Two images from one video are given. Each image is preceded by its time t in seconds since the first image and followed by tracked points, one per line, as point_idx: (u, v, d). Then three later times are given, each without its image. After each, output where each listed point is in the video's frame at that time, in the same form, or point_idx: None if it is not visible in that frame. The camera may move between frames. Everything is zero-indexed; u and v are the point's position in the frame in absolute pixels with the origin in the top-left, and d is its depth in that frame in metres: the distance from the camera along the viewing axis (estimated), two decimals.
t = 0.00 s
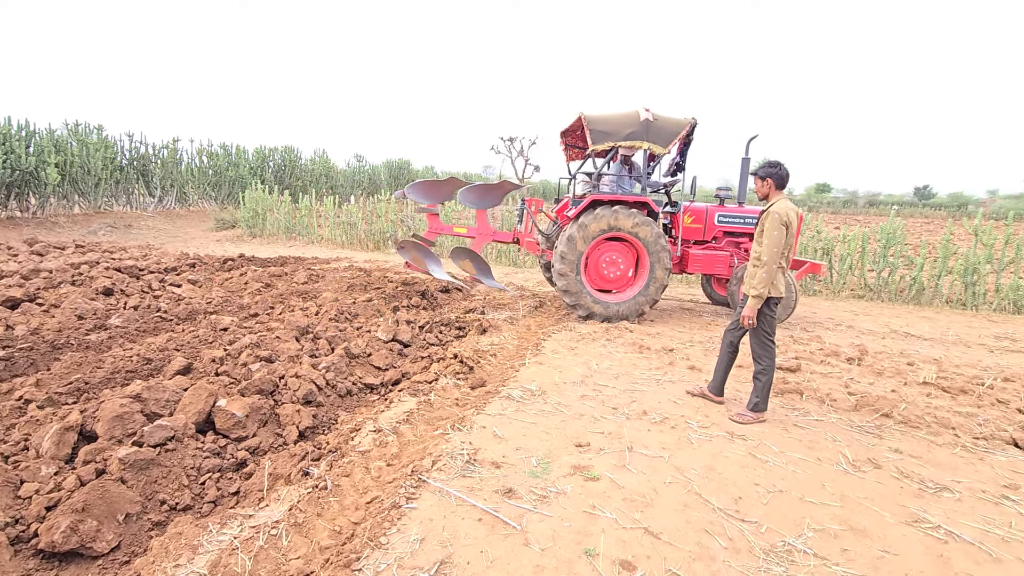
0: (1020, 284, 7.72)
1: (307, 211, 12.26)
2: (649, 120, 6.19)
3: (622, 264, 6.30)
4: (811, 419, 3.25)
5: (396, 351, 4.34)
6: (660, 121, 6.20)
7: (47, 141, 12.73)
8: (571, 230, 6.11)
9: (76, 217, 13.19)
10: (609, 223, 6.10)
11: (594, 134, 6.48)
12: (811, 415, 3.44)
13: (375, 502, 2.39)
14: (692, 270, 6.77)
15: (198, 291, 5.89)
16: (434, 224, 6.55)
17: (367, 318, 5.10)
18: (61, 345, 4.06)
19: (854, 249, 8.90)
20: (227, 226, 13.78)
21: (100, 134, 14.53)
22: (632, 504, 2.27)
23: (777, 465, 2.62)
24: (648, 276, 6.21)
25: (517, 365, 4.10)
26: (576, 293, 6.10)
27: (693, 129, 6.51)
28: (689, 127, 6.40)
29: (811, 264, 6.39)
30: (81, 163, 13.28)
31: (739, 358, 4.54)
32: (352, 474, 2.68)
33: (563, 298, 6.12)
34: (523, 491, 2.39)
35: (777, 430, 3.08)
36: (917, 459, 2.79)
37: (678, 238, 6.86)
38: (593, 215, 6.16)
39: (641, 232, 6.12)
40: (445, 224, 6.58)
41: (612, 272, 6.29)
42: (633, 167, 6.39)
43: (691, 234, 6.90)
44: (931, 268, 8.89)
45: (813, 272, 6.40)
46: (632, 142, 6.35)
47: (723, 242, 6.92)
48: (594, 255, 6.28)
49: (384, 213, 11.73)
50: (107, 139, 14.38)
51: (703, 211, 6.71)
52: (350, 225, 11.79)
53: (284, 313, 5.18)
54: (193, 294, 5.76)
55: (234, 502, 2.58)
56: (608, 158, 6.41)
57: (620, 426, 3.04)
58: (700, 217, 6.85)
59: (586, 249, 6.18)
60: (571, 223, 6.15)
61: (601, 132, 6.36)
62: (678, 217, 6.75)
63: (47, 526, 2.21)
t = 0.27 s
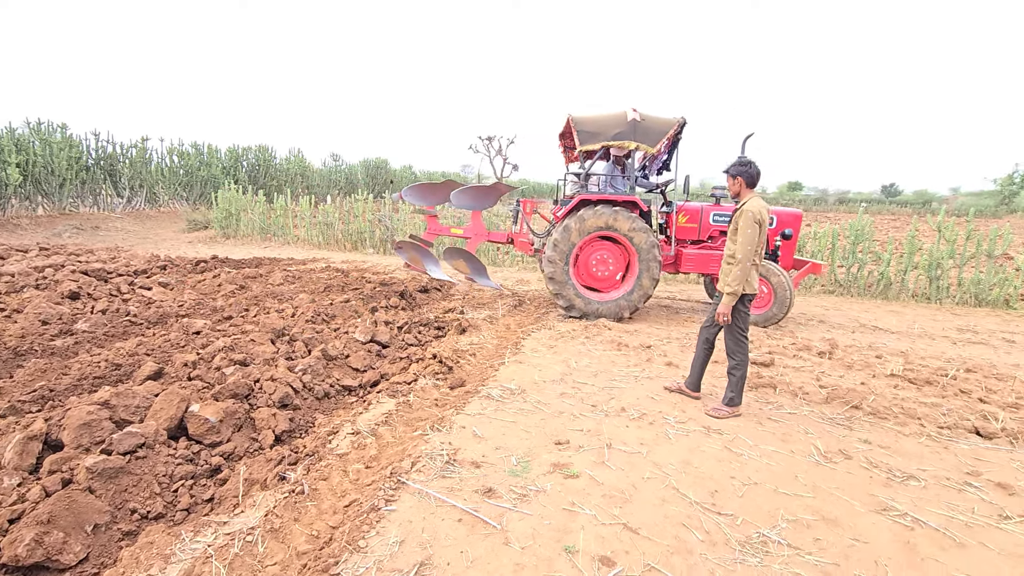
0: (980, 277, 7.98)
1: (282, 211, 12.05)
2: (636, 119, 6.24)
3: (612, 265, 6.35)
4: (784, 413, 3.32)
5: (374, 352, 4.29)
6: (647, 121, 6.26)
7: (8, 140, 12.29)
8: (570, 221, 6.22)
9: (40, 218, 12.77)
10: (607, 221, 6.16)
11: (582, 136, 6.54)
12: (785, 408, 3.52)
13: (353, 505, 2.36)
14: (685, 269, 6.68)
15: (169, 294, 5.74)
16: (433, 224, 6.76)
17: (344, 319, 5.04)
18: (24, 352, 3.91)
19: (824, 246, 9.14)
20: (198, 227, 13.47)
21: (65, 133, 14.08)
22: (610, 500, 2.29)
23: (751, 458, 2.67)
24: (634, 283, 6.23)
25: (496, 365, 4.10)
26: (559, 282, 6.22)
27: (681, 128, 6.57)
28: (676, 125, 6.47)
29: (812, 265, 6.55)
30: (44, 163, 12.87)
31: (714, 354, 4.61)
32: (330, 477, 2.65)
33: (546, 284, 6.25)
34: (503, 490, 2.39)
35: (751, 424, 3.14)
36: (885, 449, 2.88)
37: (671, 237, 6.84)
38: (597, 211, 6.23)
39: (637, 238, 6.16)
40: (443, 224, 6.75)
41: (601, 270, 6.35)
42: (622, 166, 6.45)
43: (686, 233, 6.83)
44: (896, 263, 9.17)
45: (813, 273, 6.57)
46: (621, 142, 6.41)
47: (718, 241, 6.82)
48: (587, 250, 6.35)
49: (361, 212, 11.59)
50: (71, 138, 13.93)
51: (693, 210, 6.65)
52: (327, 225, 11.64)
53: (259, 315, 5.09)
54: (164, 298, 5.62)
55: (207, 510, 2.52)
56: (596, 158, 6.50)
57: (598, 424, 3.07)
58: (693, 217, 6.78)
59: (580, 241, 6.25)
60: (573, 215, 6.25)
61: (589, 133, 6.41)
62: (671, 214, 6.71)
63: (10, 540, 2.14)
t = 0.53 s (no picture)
0: (941, 272, 8.26)
1: (255, 211, 11.81)
2: (622, 119, 6.31)
3: (599, 266, 6.37)
4: (757, 406, 3.39)
5: (351, 354, 4.24)
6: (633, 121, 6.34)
7: None
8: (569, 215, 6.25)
9: None
10: (603, 222, 6.16)
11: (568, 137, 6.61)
12: (757, 402, 3.59)
13: (330, 509, 2.33)
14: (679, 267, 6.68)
15: (137, 297, 5.58)
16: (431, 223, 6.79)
17: (320, 321, 4.97)
18: None
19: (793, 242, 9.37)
20: (167, 228, 13.13)
21: (24, 132, 13.58)
22: (588, 496, 2.31)
23: (725, 451, 2.73)
24: (614, 291, 6.26)
25: (474, 364, 4.09)
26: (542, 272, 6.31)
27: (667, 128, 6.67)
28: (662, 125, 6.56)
29: (809, 265, 6.73)
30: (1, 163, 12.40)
31: (689, 350, 4.68)
32: (305, 482, 2.61)
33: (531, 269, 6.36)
34: (482, 490, 2.38)
35: (725, 418, 3.20)
36: (853, 439, 2.97)
37: (665, 236, 6.87)
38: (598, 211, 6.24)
39: (629, 246, 6.17)
40: (441, 224, 6.81)
41: (587, 268, 6.39)
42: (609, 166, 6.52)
43: (678, 233, 6.88)
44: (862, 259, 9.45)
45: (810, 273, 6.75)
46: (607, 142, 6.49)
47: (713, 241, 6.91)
48: (579, 247, 6.38)
49: (336, 212, 11.42)
50: (31, 138, 13.43)
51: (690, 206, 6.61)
52: (301, 225, 11.47)
53: (232, 318, 4.98)
54: (132, 301, 5.46)
55: (179, 518, 2.46)
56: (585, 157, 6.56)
57: (577, 421, 3.09)
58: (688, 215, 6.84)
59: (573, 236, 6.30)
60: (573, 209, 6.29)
61: (575, 134, 6.48)
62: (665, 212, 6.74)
63: None
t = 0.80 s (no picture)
0: (904, 267, 8.53)
1: (226, 212, 11.56)
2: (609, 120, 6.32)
3: (586, 268, 6.41)
4: (730, 401, 3.46)
5: (326, 356, 4.19)
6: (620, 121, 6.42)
7: None
8: (570, 211, 6.29)
9: None
10: (600, 225, 6.18)
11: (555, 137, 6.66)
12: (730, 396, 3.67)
13: (305, 514, 2.30)
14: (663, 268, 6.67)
15: (102, 302, 5.42)
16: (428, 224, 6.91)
17: (294, 324, 4.89)
18: None
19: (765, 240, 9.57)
20: (134, 230, 12.76)
21: None
22: (566, 494, 2.33)
23: (699, 446, 2.78)
24: (592, 297, 6.30)
25: (452, 364, 4.08)
26: (529, 260, 6.42)
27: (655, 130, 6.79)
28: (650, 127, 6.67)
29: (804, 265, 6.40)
30: None
31: (664, 347, 4.75)
32: (280, 487, 2.57)
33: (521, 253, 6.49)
34: (460, 490, 2.38)
35: (700, 412, 3.26)
36: (822, 430, 3.05)
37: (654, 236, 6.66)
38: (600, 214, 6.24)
39: (619, 255, 6.16)
40: (437, 225, 6.92)
41: (574, 264, 6.44)
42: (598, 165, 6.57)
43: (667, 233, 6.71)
44: (830, 256, 9.71)
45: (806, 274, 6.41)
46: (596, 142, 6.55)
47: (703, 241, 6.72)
48: (571, 243, 6.43)
49: (310, 213, 11.25)
50: None
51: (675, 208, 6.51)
52: (274, 226, 11.27)
53: (203, 322, 4.87)
54: (96, 306, 5.29)
55: (148, 528, 2.40)
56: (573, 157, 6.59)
57: (554, 419, 3.11)
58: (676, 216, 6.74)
59: (568, 232, 6.35)
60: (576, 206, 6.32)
61: (563, 134, 6.52)
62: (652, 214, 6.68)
63: None
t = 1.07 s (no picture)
0: (871, 264, 8.78)
1: (197, 214, 11.31)
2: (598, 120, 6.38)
3: (574, 270, 6.43)
4: (704, 396, 3.52)
5: (302, 359, 4.14)
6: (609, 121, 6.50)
7: None
8: (572, 211, 6.27)
9: None
10: (595, 230, 6.15)
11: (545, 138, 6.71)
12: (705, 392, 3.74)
13: (280, 520, 2.27)
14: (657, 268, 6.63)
15: (67, 307, 5.25)
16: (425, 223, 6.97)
17: (269, 327, 4.80)
18: None
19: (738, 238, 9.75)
20: (100, 233, 12.39)
21: None
22: (544, 492, 2.35)
23: (675, 441, 2.82)
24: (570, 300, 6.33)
25: (430, 365, 4.07)
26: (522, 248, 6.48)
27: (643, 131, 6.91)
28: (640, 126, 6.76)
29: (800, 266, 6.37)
30: None
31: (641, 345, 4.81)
32: (254, 493, 2.53)
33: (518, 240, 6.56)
34: (438, 491, 2.38)
35: (676, 408, 3.31)
36: (792, 423, 3.13)
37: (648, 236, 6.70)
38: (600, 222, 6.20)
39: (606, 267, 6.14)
40: (434, 225, 6.95)
41: (563, 262, 6.48)
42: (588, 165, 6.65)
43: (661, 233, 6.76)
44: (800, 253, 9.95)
45: (799, 274, 6.52)
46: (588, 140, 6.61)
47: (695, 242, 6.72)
48: (566, 242, 6.45)
49: (285, 214, 11.05)
50: None
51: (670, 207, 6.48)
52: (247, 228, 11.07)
53: (174, 327, 4.76)
54: (61, 312, 5.12)
55: (117, 539, 2.33)
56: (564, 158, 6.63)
57: (532, 418, 3.12)
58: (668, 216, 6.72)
59: (564, 232, 6.35)
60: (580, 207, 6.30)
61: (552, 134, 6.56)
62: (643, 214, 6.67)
63: None
